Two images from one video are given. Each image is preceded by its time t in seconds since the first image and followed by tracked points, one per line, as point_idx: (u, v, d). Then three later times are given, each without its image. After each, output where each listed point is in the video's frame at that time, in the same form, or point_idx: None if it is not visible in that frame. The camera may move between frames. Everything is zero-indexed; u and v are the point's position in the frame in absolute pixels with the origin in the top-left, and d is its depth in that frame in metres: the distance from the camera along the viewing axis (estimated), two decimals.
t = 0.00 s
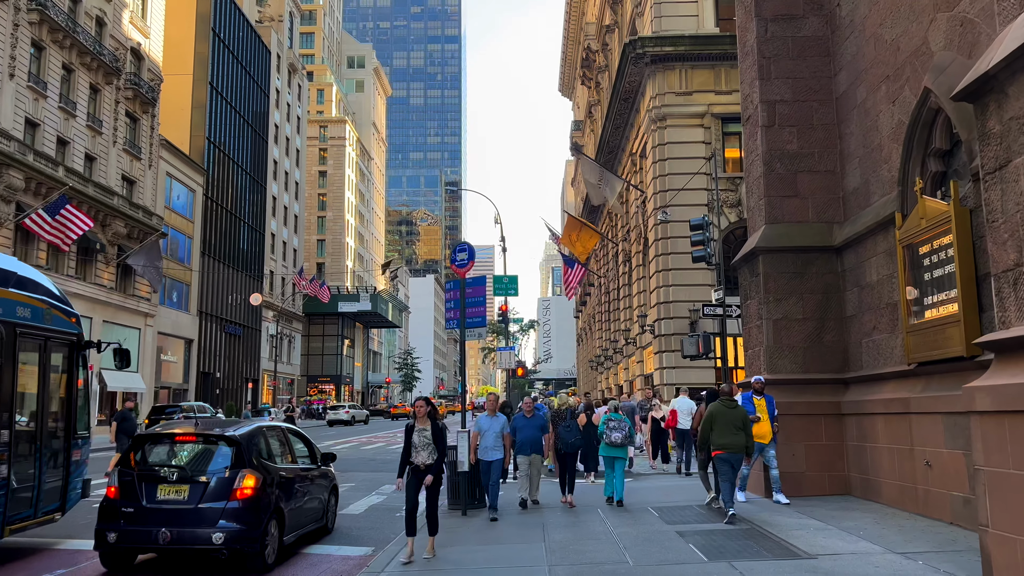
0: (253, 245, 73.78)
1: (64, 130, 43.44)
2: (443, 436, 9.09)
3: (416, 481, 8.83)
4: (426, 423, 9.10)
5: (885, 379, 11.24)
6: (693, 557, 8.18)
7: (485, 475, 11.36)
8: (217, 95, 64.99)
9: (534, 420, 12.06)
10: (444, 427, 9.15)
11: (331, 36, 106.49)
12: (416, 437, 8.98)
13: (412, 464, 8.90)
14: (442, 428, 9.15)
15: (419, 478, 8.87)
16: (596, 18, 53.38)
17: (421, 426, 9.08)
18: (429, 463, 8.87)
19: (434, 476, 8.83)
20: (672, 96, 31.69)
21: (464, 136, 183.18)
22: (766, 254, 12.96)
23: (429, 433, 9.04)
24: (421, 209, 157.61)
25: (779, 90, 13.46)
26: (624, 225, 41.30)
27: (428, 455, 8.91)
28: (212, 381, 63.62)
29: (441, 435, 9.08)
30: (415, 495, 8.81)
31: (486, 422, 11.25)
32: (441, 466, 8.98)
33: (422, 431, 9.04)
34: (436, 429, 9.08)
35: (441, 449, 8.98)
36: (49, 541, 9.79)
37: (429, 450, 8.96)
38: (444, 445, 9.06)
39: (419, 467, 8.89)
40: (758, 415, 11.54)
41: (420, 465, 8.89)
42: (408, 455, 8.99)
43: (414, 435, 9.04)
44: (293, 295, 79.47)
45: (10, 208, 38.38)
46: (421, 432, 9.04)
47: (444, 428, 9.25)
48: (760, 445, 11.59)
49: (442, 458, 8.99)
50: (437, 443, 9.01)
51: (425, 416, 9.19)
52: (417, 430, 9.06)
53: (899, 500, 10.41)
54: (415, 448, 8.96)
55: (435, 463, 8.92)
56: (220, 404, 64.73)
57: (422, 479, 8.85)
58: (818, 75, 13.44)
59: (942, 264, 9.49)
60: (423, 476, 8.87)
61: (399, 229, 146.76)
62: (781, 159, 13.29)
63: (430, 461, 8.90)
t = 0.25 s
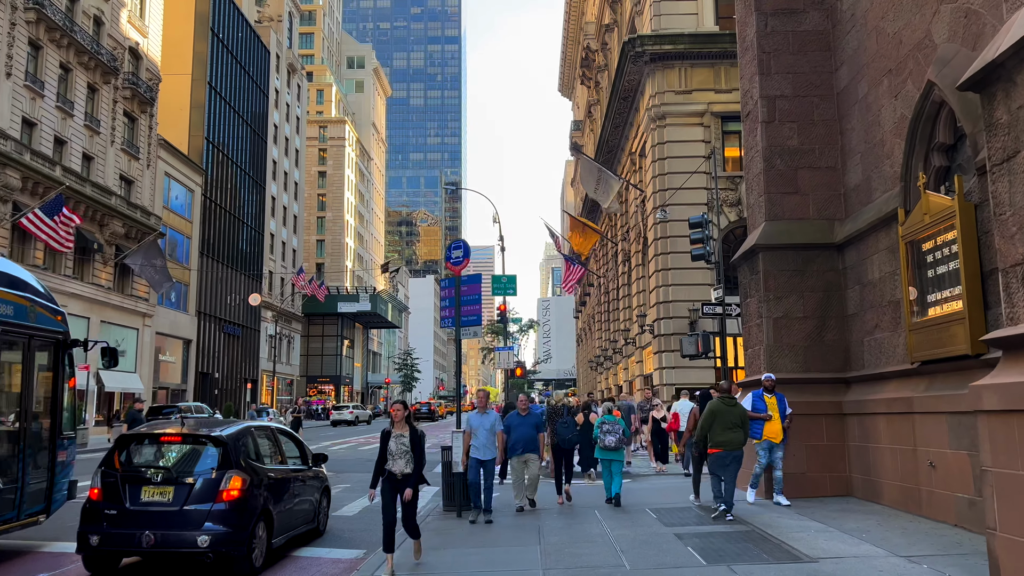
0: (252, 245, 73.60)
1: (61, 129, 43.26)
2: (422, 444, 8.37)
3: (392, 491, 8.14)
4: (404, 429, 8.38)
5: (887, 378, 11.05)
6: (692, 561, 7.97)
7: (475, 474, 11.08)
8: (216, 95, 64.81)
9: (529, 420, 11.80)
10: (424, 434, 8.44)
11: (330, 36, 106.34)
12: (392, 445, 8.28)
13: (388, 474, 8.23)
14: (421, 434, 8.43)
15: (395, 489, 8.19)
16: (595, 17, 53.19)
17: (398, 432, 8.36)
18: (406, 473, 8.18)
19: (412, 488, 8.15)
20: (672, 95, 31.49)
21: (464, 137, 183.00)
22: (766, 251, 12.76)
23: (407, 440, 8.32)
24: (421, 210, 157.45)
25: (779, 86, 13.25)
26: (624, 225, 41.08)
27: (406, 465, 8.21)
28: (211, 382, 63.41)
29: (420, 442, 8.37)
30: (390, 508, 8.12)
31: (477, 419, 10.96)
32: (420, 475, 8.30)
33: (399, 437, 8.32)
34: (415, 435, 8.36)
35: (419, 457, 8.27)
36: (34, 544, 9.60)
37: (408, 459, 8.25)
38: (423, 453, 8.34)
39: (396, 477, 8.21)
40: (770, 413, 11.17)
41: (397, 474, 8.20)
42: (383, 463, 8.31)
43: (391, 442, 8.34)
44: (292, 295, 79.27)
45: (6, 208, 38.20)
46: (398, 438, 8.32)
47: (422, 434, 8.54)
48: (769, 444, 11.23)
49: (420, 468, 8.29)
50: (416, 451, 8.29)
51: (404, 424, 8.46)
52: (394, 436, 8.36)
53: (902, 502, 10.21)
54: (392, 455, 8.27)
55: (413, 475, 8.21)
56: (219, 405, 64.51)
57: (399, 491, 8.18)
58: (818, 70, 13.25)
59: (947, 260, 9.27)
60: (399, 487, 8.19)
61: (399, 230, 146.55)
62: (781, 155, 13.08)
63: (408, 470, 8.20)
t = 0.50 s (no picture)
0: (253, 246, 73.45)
1: (60, 129, 43.09)
2: (403, 446, 7.96)
3: (369, 495, 7.80)
4: (383, 431, 7.98)
5: (893, 380, 10.81)
6: (693, 569, 7.73)
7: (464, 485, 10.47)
8: (216, 96, 64.65)
9: (527, 424, 11.43)
10: (404, 436, 8.03)
11: (332, 37, 106.14)
12: (370, 447, 7.90)
13: (366, 478, 7.85)
14: (401, 436, 8.03)
15: (374, 494, 7.83)
16: (597, 17, 52.93)
17: (377, 434, 7.96)
18: (383, 477, 7.78)
19: (392, 494, 7.74)
20: (673, 94, 31.23)
21: (466, 137, 182.75)
22: (769, 250, 12.51)
23: (387, 442, 7.93)
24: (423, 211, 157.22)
25: (783, 81, 13.01)
26: (625, 225, 40.79)
27: (385, 470, 7.81)
28: (212, 383, 63.23)
29: (401, 445, 7.96)
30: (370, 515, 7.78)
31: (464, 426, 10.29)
32: (402, 479, 7.90)
33: (378, 440, 7.93)
34: (395, 437, 7.95)
35: (400, 461, 7.87)
36: (19, 549, 9.39)
37: (388, 463, 7.85)
38: (405, 456, 7.94)
39: (372, 482, 7.83)
40: (778, 416, 10.80)
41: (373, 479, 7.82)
42: (362, 467, 7.94)
43: (369, 444, 7.96)
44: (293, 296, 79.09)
45: (4, 208, 38.04)
46: (377, 440, 7.93)
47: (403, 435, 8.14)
48: (778, 448, 10.80)
49: (402, 471, 7.89)
50: (396, 455, 7.89)
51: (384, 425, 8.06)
52: (372, 438, 7.96)
53: (908, 506, 9.96)
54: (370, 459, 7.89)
55: (392, 479, 7.83)
56: (220, 406, 64.33)
57: (377, 496, 7.81)
58: (823, 65, 13.01)
59: (955, 258, 9.03)
60: (377, 492, 7.83)
61: (401, 230, 146.35)
62: (784, 153, 12.84)
63: (387, 474, 7.81)
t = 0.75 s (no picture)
0: (257, 246, 73.38)
1: (63, 129, 42.98)
2: (385, 453, 7.33)
3: (349, 507, 7.17)
4: (363, 436, 7.35)
5: (903, 379, 10.57)
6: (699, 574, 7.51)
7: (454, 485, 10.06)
8: (220, 95, 64.56)
9: (530, 422, 11.11)
10: (385, 443, 7.40)
11: (335, 37, 106.05)
12: (350, 455, 7.29)
13: (345, 488, 7.22)
14: (383, 442, 7.40)
15: (354, 505, 7.19)
16: (601, 15, 52.67)
17: (356, 439, 7.34)
18: (363, 487, 7.16)
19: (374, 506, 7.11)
20: (678, 91, 30.97)
21: (470, 137, 182.55)
22: (776, 247, 12.28)
23: (368, 449, 7.30)
24: (428, 211, 157.07)
25: (790, 75, 12.78)
26: (629, 223, 40.54)
27: (365, 480, 7.21)
28: (215, 383, 63.16)
29: (383, 452, 7.34)
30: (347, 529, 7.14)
31: (455, 420, 10.06)
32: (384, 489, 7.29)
33: (357, 446, 7.32)
34: (377, 443, 7.33)
35: (381, 470, 7.27)
36: (10, 552, 9.18)
37: (370, 471, 7.26)
38: (387, 464, 7.33)
39: (353, 493, 7.19)
40: (787, 418, 10.56)
41: (354, 489, 7.19)
42: (341, 476, 7.30)
43: (349, 451, 7.33)
44: (296, 296, 79.00)
45: (7, 208, 37.93)
46: (356, 446, 7.31)
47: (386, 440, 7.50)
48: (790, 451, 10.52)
49: (384, 480, 7.28)
50: (378, 462, 7.28)
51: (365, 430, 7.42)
52: (351, 444, 7.34)
53: (920, 508, 9.73)
54: (350, 467, 7.26)
55: (373, 490, 7.20)
56: (223, 406, 64.23)
57: (357, 508, 7.19)
58: (830, 59, 12.78)
59: (968, 254, 8.80)
60: (357, 504, 7.19)
61: (406, 230, 146.24)
62: (791, 148, 12.62)
63: (367, 483, 7.20)
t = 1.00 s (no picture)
0: (262, 245, 73.33)
1: (67, 128, 42.90)
2: (369, 453, 6.60)
3: (331, 513, 6.52)
4: (345, 435, 6.63)
5: (918, 377, 10.31)
6: None
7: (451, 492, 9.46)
8: (225, 94, 64.46)
9: (534, 424, 10.49)
10: (369, 441, 6.66)
11: (341, 36, 105.97)
12: (329, 456, 6.59)
13: (326, 492, 6.55)
14: (367, 439, 6.66)
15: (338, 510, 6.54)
16: (607, 12, 52.40)
17: (337, 437, 6.63)
18: (345, 492, 6.49)
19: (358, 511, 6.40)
20: (685, 87, 30.68)
21: (476, 136, 182.35)
22: (787, 242, 12.02)
23: (350, 449, 6.59)
24: (433, 210, 156.97)
25: (800, 67, 12.52)
26: (636, 221, 40.27)
27: (348, 483, 6.52)
28: (221, 382, 63.12)
29: (368, 450, 6.61)
30: (327, 535, 6.52)
31: (451, 422, 9.57)
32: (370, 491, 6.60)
33: (337, 444, 6.61)
34: (359, 442, 6.60)
35: (364, 471, 6.55)
36: (4, 553, 9.00)
37: (352, 473, 6.56)
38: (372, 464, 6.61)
39: (336, 497, 6.53)
40: (800, 417, 10.30)
41: (336, 493, 6.52)
42: (321, 479, 6.62)
43: (329, 452, 6.63)
44: (302, 295, 78.93)
45: (12, 206, 37.87)
46: (337, 445, 6.61)
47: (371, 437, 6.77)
48: (806, 449, 10.26)
49: (368, 481, 6.58)
50: (361, 462, 6.56)
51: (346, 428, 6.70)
52: (332, 444, 6.64)
53: (937, 509, 9.47)
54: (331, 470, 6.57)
55: (355, 493, 6.51)
56: (229, 405, 64.22)
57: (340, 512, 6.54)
58: (842, 50, 12.51)
59: (987, 247, 8.55)
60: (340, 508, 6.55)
61: (411, 230, 146.17)
62: (802, 141, 12.35)
63: (350, 486, 6.52)
